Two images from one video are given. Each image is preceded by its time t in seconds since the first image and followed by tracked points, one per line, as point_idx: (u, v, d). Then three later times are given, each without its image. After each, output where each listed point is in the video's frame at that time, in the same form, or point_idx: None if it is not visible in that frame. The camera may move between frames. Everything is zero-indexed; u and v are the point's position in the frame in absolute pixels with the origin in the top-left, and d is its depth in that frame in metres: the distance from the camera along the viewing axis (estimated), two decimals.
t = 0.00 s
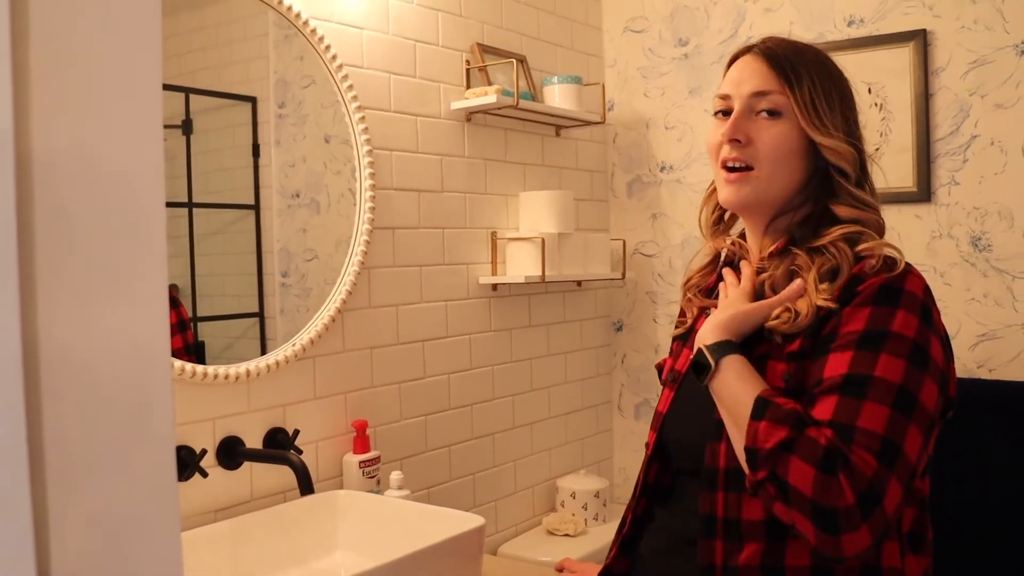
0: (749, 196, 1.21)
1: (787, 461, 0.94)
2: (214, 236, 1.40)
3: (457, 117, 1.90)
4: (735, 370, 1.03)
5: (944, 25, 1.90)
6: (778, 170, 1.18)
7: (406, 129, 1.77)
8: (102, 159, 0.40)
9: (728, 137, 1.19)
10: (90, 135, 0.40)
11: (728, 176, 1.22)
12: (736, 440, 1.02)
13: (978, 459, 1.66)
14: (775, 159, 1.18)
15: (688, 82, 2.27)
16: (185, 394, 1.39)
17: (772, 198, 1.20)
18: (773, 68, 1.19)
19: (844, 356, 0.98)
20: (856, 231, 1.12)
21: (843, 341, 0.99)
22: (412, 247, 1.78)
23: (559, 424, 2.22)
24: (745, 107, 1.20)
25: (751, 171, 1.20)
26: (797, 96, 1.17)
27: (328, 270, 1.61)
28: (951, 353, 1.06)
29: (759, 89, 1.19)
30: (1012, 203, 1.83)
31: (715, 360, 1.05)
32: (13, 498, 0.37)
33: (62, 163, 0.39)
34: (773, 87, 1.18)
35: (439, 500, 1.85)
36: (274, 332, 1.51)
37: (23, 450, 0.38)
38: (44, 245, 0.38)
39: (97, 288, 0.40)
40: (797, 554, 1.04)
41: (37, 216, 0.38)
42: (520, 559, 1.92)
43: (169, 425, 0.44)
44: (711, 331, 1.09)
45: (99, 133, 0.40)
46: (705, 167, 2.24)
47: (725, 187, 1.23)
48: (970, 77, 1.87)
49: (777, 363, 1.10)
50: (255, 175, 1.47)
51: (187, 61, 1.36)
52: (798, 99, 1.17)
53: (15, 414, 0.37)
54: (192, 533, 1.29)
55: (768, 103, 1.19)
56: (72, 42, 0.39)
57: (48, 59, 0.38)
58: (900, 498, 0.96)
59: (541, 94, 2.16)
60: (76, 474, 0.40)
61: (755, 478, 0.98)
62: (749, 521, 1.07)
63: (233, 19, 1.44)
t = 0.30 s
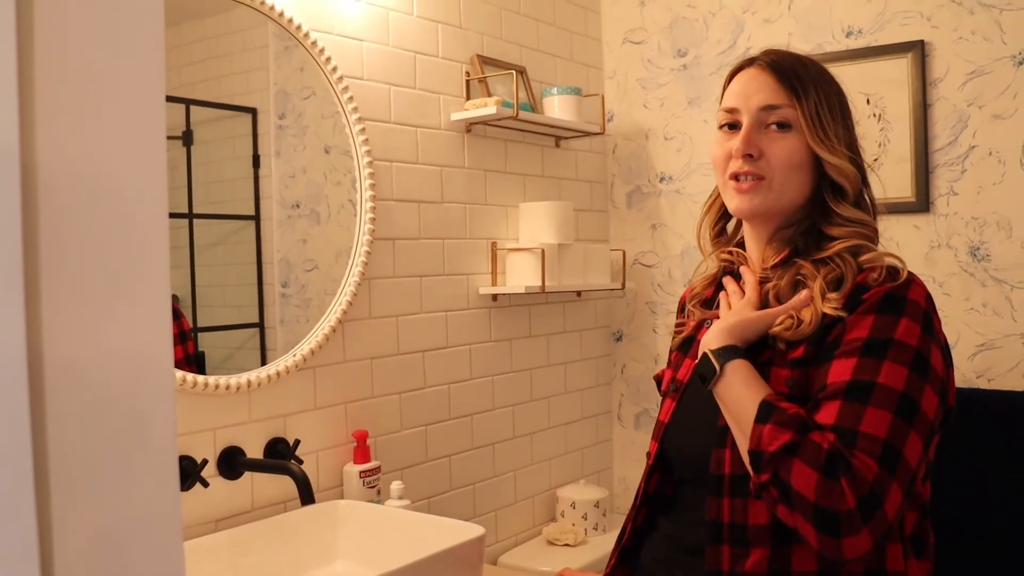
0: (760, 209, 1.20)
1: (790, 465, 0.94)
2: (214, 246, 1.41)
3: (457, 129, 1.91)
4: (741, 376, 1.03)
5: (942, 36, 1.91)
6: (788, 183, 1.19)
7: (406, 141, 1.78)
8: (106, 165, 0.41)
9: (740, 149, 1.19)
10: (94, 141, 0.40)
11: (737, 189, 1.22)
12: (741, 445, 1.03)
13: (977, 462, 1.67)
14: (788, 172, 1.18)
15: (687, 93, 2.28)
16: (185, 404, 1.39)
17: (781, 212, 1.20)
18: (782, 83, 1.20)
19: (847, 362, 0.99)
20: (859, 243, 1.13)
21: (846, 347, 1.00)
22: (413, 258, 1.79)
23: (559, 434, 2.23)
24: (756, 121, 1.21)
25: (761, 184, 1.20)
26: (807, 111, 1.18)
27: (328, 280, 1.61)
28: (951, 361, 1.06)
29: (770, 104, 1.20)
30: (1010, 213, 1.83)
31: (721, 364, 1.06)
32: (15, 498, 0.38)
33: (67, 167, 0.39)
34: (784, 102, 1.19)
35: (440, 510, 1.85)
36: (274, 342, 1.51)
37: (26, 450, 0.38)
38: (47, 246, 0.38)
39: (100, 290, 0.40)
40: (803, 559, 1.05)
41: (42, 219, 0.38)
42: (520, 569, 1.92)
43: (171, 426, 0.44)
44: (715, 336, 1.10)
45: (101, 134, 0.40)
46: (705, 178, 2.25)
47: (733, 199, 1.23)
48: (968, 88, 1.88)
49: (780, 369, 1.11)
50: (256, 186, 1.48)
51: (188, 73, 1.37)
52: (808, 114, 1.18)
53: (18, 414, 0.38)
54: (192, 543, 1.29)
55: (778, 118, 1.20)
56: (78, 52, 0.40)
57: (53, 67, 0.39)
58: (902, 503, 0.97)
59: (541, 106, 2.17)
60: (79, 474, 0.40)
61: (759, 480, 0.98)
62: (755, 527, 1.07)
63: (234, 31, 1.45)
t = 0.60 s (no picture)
0: (774, 205, 1.20)
1: (780, 464, 0.95)
2: (215, 248, 1.41)
3: (458, 131, 1.92)
4: (736, 375, 1.04)
5: (942, 40, 1.91)
6: (800, 180, 1.19)
7: (407, 143, 1.78)
8: (108, 166, 0.41)
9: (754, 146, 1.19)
10: (96, 142, 0.40)
11: (749, 186, 1.21)
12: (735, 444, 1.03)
13: (975, 461, 1.67)
14: (800, 169, 1.19)
15: (687, 96, 2.29)
16: (186, 406, 1.39)
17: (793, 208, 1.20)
18: (794, 79, 1.20)
19: (841, 362, 0.99)
20: (858, 241, 1.13)
21: (840, 348, 1.00)
22: (414, 260, 1.79)
23: (559, 436, 2.23)
24: (767, 118, 1.21)
25: (774, 181, 1.20)
26: (819, 107, 1.19)
27: (329, 282, 1.61)
28: (947, 363, 1.06)
29: (782, 100, 1.20)
30: (1010, 217, 1.83)
31: (717, 362, 1.06)
32: (18, 499, 0.38)
33: (69, 168, 0.39)
34: (796, 99, 1.20)
35: (440, 512, 1.85)
36: (274, 344, 1.51)
37: (30, 450, 0.38)
38: (50, 248, 0.39)
39: (102, 290, 0.40)
40: (800, 559, 1.05)
41: (45, 220, 0.38)
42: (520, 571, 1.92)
43: (171, 425, 0.44)
44: (713, 335, 1.11)
45: (101, 135, 0.40)
46: (705, 180, 2.25)
47: (744, 196, 1.23)
48: (968, 91, 1.88)
49: (775, 368, 1.11)
50: (256, 188, 1.48)
51: (189, 75, 1.37)
52: (820, 110, 1.19)
53: (22, 413, 0.38)
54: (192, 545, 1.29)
55: (789, 115, 1.20)
56: (81, 53, 0.40)
57: (56, 69, 0.39)
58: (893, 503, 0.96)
59: (541, 108, 2.18)
60: (82, 474, 0.40)
61: (751, 479, 0.98)
62: (750, 524, 1.07)
63: (233, 33, 1.45)
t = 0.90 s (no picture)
0: (781, 202, 1.20)
1: (773, 464, 0.95)
2: (216, 247, 1.42)
3: (460, 130, 1.92)
4: (733, 373, 1.04)
5: (944, 40, 1.91)
6: (808, 179, 1.19)
7: (409, 143, 1.78)
8: (111, 167, 0.41)
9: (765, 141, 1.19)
10: (97, 143, 0.40)
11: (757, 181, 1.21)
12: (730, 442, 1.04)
13: (974, 461, 1.67)
14: (808, 168, 1.19)
15: (688, 96, 2.29)
16: (188, 405, 1.39)
17: (799, 207, 1.20)
18: (807, 80, 1.21)
19: (837, 363, 0.99)
20: (858, 242, 1.13)
21: (837, 348, 1.00)
22: (415, 260, 1.80)
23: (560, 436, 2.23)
24: (778, 115, 1.21)
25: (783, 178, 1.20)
26: (830, 109, 1.20)
27: (330, 282, 1.61)
28: (944, 366, 1.06)
29: (794, 99, 1.21)
30: (1011, 217, 1.84)
31: (714, 361, 1.06)
32: (22, 499, 0.38)
33: (70, 168, 0.39)
34: (807, 99, 1.21)
35: (442, 511, 1.86)
36: (275, 343, 1.51)
37: (34, 449, 0.38)
38: (54, 247, 0.39)
39: (105, 291, 0.40)
40: (793, 559, 1.06)
41: (48, 220, 0.38)
42: (520, 570, 1.92)
43: (172, 424, 0.44)
44: (712, 334, 1.11)
45: (104, 134, 0.40)
46: (706, 180, 2.26)
47: (751, 192, 1.23)
48: (969, 92, 1.88)
49: (771, 368, 1.11)
50: (257, 187, 1.48)
51: (190, 74, 1.38)
52: (831, 111, 1.20)
53: (27, 413, 0.38)
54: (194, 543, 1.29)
55: (800, 114, 1.21)
56: (82, 53, 0.40)
57: (57, 69, 0.39)
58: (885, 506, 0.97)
59: (542, 108, 2.18)
60: (87, 475, 0.40)
61: (744, 478, 0.99)
62: (743, 524, 1.08)
63: (235, 32, 1.45)
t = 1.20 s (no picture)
0: (777, 205, 1.20)
1: (770, 466, 0.96)
2: (217, 249, 1.42)
3: (462, 132, 1.92)
4: (731, 374, 1.04)
5: (945, 43, 1.91)
6: (804, 181, 1.19)
7: (410, 145, 1.79)
8: (112, 170, 0.41)
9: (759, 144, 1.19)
10: (97, 145, 0.40)
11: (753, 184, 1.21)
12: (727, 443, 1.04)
13: (975, 463, 1.67)
14: (804, 171, 1.19)
15: (690, 99, 2.29)
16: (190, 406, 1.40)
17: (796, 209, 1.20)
18: (802, 82, 1.21)
19: (835, 365, 0.99)
20: (857, 244, 1.13)
21: (835, 351, 1.00)
22: (417, 262, 1.80)
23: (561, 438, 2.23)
24: (772, 118, 1.21)
25: (778, 181, 1.20)
26: (824, 110, 1.20)
27: (331, 284, 1.62)
28: (944, 370, 1.06)
29: (787, 101, 1.21)
30: (1012, 219, 1.84)
31: (712, 362, 1.07)
32: (25, 499, 0.38)
33: (72, 171, 0.39)
34: (801, 100, 1.21)
35: (443, 513, 1.86)
36: (277, 345, 1.52)
37: (40, 451, 0.38)
38: (57, 249, 0.39)
39: (107, 292, 0.41)
40: (789, 562, 1.06)
41: (53, 223, 0.38)
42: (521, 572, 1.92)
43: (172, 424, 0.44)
44: (709, 335, 1.11)
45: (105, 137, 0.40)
46: (708, 182, 2.26)
47: (746, 196, 1.23)
48: (971, 94, 1.88)
49: (769, 370, 1.11)
50: (259, 188, 1.49)
51: (193, 76, 1.38)
52: (825, 112, 1.20)
53: (32, 414, 0.38)
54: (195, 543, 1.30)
55: (794, 116, 1.21)
56: (82, 55, 0.40)
57: (58, 72, 0.39)
58: (884, 509, 0.96)
59: (544, 111, 2.18)
60: (90, 476, 0.40)
61: (742, 480, 0.99)
62: (740, 527, 1.08)
63: (237, 34, 1.45)
